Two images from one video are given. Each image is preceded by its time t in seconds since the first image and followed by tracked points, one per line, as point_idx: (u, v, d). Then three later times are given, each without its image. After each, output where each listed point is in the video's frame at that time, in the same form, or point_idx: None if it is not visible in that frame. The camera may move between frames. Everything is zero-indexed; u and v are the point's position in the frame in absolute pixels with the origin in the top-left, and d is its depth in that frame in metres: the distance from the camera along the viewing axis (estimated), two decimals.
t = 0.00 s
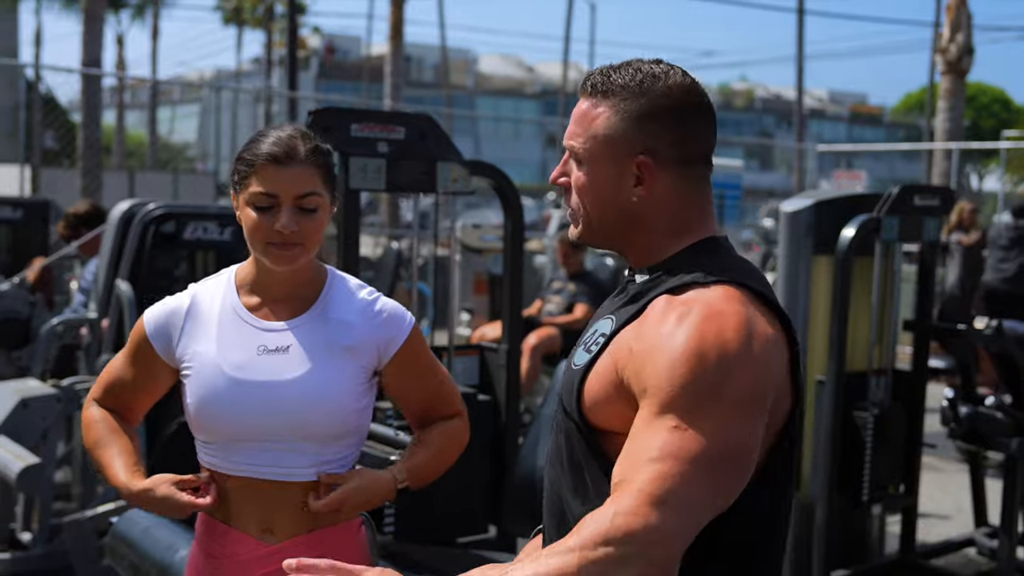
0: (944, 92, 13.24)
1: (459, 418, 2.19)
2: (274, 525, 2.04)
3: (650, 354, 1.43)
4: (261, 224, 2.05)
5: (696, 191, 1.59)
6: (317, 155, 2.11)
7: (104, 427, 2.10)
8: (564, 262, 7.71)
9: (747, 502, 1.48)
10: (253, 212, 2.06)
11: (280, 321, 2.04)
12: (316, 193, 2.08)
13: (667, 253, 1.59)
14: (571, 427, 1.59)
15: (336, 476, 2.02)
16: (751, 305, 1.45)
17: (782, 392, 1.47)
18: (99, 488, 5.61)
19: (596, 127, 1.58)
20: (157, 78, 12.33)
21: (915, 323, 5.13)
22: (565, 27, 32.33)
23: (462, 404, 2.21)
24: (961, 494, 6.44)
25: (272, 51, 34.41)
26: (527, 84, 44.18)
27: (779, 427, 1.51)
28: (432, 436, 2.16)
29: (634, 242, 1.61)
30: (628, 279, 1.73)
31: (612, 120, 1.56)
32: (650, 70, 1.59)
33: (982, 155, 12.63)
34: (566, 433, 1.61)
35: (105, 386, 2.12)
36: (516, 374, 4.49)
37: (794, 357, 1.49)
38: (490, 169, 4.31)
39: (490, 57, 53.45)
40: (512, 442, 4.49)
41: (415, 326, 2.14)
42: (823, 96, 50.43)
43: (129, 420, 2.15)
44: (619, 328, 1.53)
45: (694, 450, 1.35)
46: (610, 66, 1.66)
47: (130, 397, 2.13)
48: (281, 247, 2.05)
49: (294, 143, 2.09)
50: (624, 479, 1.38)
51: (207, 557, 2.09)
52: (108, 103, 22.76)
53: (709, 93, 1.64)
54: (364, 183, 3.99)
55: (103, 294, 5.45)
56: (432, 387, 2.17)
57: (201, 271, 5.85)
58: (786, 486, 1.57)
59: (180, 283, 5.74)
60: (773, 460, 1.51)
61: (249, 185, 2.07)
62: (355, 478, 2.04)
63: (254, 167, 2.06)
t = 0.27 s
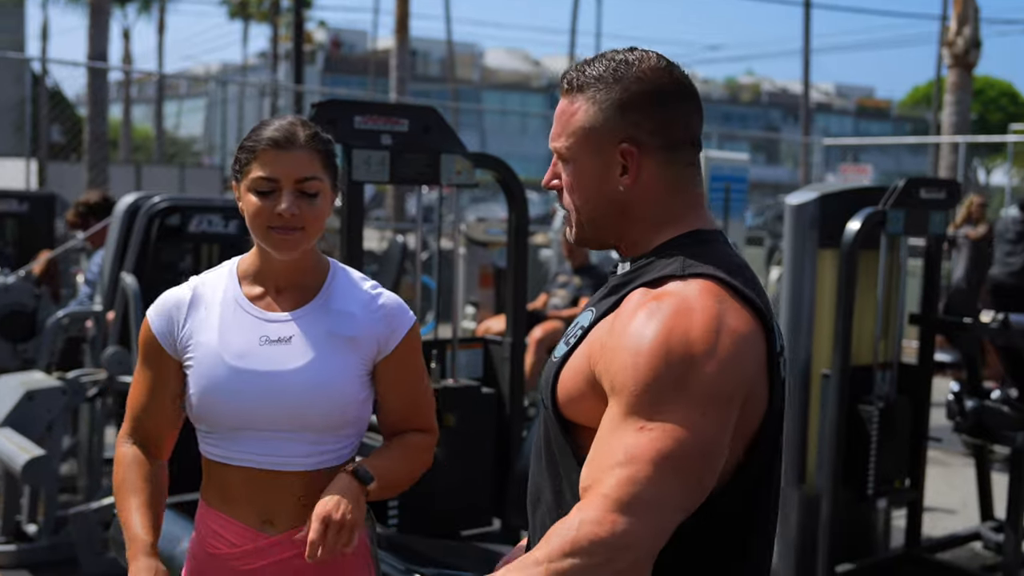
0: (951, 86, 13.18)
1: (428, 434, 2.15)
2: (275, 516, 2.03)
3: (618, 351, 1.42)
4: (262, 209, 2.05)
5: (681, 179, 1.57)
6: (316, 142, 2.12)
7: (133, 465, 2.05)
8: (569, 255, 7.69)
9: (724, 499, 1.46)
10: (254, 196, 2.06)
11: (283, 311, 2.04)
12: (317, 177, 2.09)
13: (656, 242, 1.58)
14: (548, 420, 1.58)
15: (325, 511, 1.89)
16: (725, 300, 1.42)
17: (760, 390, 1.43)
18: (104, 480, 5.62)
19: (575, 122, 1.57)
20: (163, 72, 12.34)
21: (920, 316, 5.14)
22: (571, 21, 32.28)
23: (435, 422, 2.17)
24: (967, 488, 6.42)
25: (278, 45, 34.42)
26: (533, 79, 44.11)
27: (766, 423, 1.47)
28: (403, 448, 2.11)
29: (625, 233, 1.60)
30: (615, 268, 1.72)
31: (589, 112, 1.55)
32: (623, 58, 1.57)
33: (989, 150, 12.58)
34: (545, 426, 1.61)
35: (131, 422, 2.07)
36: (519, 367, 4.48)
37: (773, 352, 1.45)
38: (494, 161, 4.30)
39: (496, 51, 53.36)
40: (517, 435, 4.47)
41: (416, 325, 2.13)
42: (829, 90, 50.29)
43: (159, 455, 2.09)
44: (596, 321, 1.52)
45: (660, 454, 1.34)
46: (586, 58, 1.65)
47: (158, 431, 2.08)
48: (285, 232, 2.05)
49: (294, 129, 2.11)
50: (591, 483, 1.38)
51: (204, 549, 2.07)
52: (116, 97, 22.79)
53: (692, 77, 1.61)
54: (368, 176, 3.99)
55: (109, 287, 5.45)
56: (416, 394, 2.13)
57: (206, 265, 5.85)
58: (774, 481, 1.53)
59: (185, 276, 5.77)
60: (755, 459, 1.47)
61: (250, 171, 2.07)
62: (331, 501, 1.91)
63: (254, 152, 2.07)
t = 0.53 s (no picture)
0: (959, 74, 13.12)
1: (436, 427, 2.14)
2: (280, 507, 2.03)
3: (604, 347, 1.40)
4: (267, 201, 2.05)
5: (671, 167, 1.56)
6: (321, 133, 2.12)
7: (155, 472, 2.02)
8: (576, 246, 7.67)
9: (714, 496, 1.44)
10: (259, 188, 2.06)
11: (288, 303, 2.04)
12: (322, 169, 2.09)
13: (649, 232, 1.57)
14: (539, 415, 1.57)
15: (283, 495, 1.92)
16: (712, 292, 1.40)
17: (750, 385, 1.41)
18: (113, 470, 5.63)
19: (565, 111, 1.57)
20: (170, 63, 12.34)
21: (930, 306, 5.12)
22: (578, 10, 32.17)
23: (444, 414, 2.17)
24: (976, 477, 6.42)
25: (285, 35, 34.38)
26: (540, 68, 43.98)
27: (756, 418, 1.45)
28: (403, 440, 2.09)
29: (618, 223, 1.59)
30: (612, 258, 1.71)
31: (577, 101, 1.55)
32: (611, 46, 1.57)
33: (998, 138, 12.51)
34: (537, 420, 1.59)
35: (147, 435, 2.02)
36: (528, 357, 4.47)
37: (763, 345, 1.43)
38: (502, 151, 4.29)
39: (502, 41, 53.25)
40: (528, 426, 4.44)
41: (420, 316, 2.13)
42: (837, 79, 50.08)
43: (180, 459, 2.04)
44: (584, 314, 1.50)
45: (647, 456, 1.33)
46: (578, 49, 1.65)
47: (176, 436, 2.03)
48: (290, 225, 2.05)
49: (299, 121, 2.11)
50: (578, 485, 1.37)
51: (209, 539, 2.06)
52: (124, 88, 22.80)
53: (685, 64, 1.60)
54: (376, 166, 4.00)
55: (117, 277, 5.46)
56: (417, 386, 2.12)
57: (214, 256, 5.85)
58: (769, 475, 1.51)
59: (194, 267, 5.79)
60: (747, 455, 1.45)
61: (255, 163, 2.07)
62: (292, 485, 1.94)
63: (259, 144, 2.07)
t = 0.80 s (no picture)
0: (984, 49, 12.94)
1: (457, 406, 2.15)
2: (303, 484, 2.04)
3: (618, 326, 1.39)
4: (289, 176, 2.06)
5: (685, 142, 1.54)
6: (342, 109, 2.13)
7: (175, 447, 2.03)
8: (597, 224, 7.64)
9: (727, 477, 1.44)
10: (281, 165, 2.07)
11: (311, 281, 2.04)
12: (343, 144, 2.10)
13: (664, 208, 1.55)
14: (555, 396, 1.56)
15: (312, 474, 1.93)
16: (727, 271, 1.39)
17: (766, 364, 1.40)
18: (137, 446, 5.68)
19: (578, 87, 1.56)
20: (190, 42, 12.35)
21: (952, 284, 5.09)
22: None
23: (465, 393, 2.17)
24: (999, 455, 6.38)
25: (304, 13, 34.31)
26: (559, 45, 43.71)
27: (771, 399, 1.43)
28: (424, 419, 2.10)
29: (632, 199, 1.58)
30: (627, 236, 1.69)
31: (590, 76, 1.55)
32: (625, 21, 1.56)
33: None
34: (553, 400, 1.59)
35: (168, 411, 2.03)
36: (548, 335, 4.49)
37: (780, 325, 1.42)
38: (523, 128, 4.27)
39: (521, 17, 52.94)
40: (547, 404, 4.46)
41: (442, 294, 2.13)
42: (859, 55, 49.49)
43: (200, 434, 2.05)
44: (599, 294, 1.49)
45: (660, 436, 1.32)
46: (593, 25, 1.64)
47: (196, 411, 2.04)
48: (312, 200, 2.06)
49: (320, 97, 2.12)
50: (590, 466, 1.36)
51: (232, 516, 2.07)
52: (144, 66, 22.82)
53: (700, 39, 1.58)
54: (396, 144, 3.99)
55: (140, 255, 5.49)
56: (437, 365, 2.13)
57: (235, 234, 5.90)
58: (784, 457, 1.50)
59: (216, 245, 5.82)
60: (763, 434, 1.44)
61: (276, 140, 2.09)
62: (322, 464, 1.95)
63: (280, 121, 2.08)
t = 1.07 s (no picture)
0: (996, 39, 12.85)
1: (470, 399, 2.15)
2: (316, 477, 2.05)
3: (629, 320, 1.39)
4: (302, 164, 2.06)
5: (691, 135, 1.53)
6: (355, 99, 2.14)
7: (186, 441, 2.04)
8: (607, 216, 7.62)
9: (739, 471, 1.44)
10: (294, 154, 2.08)
11: (325, 274, 2.05)
12: (355, 134, 2.11)
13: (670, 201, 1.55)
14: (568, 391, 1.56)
15: (320, 462, 1.93)
16: (736, 264, 1.39)
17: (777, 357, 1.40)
18: (149, 440, 5.70)
19: (583, 80, 1.56)
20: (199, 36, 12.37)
21: (965, 275, 5.07)
22: None
23: (478, 386, 2.18)
24: (1012, 447, 6.35)
25: (314, 6, 34.29)
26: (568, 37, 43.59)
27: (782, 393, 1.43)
28: (436, 412, 2.10)
29: (638, 192, 1.57)
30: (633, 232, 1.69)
31: (595, 69, 1.54)
32: (631, 13, 1.56)
33: None
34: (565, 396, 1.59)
35: (180, 404, 2.04)
36: (559, 327, 4.49)
37: (791, 318, 1.42)
38: (534, 121, 4.26)
39: (530, 9, 52.83)
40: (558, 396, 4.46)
41: (453, 287, 2.14)
42: (870, 45, 49.18)
43: (212, 427, 2.06)
44: (609, 288, 1.49)
45: (672, 430, 1.32)
46: (599, 18, 1.64)
47: (208, 404, 2.05)
48: (325, 188, 2.06)
49: (333, 87, 2.12)
50: (602, 461, 1.35)
51: (245, 509, 2.08)
52: (154, 60, 22.85)
53: (707, 32, 1.58)
54: (408, 137, 4.00)
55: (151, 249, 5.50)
56: (449, 357, 2.13)
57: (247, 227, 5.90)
58: (796, 450, 1.50)
59: (227, 238, 5.83)
60: (775, 427, 1.44)
61: (290, 129, 2.09)
62: (331, 452, 1.95)
63: (293, 111, 2.09)
